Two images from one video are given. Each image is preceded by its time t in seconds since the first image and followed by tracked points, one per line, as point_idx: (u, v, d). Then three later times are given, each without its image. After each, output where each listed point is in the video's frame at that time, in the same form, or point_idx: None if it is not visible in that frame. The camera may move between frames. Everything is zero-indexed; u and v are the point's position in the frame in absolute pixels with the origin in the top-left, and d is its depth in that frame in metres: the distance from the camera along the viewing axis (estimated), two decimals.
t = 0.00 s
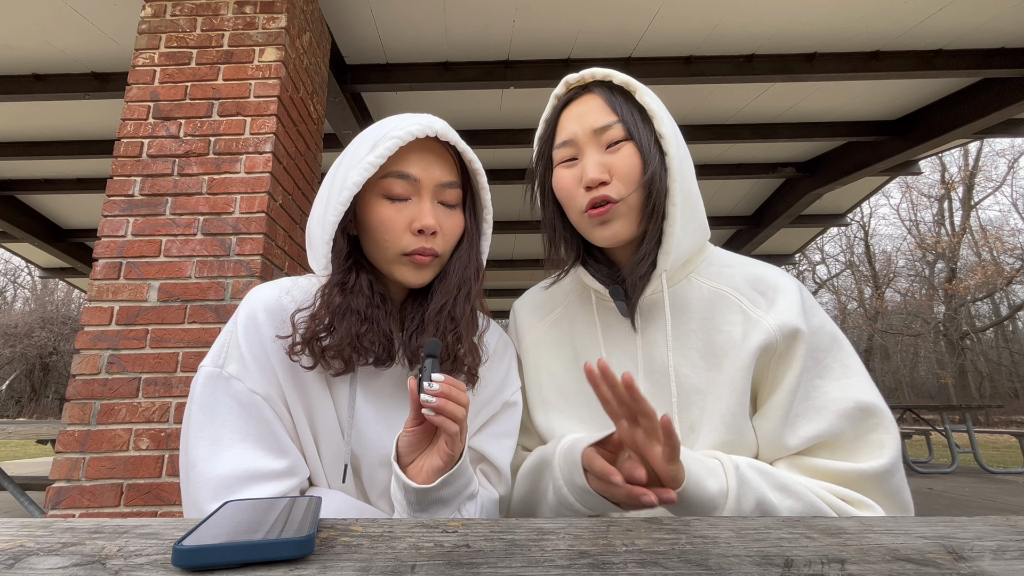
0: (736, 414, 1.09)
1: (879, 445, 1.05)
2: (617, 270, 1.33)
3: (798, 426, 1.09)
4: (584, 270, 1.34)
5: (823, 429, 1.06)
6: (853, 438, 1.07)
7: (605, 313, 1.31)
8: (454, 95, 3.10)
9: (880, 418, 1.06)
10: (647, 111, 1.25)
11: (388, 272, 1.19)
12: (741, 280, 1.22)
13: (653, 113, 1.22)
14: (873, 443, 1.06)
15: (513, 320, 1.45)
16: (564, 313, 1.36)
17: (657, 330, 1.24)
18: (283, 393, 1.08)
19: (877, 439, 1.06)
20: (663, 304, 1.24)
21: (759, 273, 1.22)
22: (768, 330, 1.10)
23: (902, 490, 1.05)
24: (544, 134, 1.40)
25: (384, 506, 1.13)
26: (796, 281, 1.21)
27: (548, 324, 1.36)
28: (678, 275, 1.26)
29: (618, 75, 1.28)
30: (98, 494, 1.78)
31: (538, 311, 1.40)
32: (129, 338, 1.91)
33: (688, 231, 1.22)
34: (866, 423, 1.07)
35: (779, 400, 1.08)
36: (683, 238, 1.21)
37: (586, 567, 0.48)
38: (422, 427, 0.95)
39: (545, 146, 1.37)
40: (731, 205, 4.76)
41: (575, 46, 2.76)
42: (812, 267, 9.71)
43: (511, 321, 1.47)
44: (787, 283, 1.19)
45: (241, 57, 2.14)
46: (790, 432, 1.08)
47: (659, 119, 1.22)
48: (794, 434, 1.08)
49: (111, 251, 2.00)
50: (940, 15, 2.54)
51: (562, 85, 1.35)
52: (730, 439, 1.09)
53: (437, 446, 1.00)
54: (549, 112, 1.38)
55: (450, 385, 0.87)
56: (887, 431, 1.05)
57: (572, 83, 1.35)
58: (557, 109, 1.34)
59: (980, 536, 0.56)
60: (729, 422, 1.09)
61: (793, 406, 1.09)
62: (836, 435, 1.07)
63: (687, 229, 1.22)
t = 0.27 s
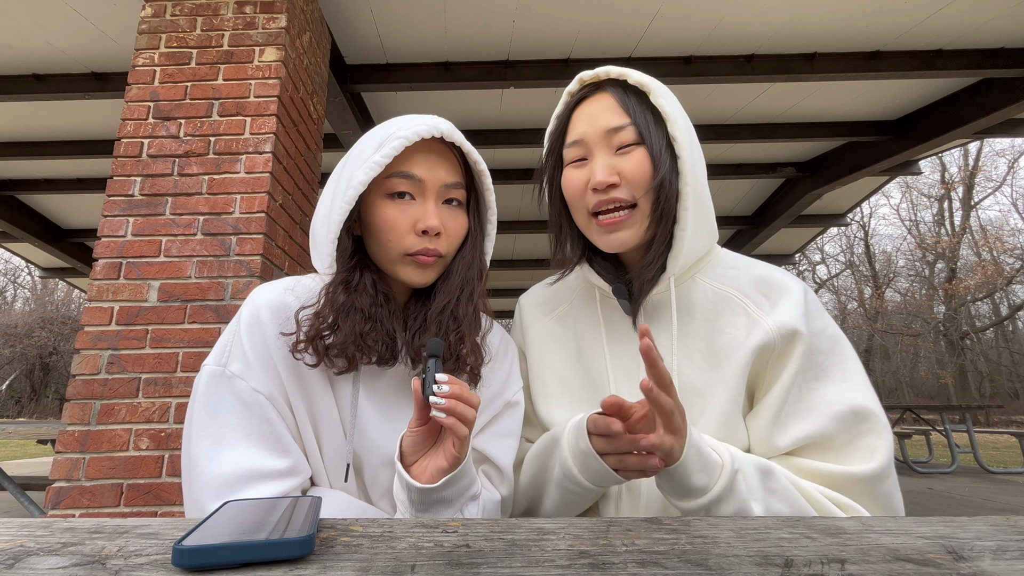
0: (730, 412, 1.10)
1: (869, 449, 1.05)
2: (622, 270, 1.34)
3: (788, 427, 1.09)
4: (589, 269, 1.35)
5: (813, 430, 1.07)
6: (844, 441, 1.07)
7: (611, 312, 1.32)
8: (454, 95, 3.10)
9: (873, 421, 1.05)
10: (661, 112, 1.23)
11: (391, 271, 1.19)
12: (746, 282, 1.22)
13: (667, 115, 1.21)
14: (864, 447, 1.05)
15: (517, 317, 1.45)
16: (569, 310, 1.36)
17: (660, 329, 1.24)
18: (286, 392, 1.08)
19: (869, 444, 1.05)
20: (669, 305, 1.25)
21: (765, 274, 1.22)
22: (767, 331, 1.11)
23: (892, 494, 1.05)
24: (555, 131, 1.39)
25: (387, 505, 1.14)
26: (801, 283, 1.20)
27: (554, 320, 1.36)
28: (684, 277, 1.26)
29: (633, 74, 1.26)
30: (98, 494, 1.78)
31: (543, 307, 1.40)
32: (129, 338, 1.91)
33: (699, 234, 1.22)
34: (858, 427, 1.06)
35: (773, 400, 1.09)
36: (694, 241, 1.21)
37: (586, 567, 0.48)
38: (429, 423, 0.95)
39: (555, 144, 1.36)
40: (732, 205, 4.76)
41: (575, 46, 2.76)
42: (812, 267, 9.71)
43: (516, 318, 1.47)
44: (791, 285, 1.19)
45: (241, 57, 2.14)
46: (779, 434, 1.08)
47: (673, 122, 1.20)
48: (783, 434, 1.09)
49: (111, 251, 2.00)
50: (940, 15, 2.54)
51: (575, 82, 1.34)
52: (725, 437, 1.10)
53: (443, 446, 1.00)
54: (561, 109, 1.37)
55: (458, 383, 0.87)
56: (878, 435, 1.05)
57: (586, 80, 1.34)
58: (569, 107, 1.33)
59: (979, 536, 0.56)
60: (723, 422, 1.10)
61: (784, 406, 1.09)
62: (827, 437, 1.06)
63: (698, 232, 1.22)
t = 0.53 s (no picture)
0: (737, 419, 1.09)
1: (887, 461, 1.04)
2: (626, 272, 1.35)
3: (803, 436, 1.08)
4: (595, 270, 1.36)
5: (825, 440, 1.06)
6: (860, 454, 1.06)
7: (614, 313, 1.32)
8: (454, 95, 3.10)
9: (887, 431, 1.05)
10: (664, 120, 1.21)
11: (390, 272, 1.19)
12: (751, 287, 1.22)
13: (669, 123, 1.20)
14: (881, 458, 1.05)
15: (521, 317, 1.45)
16: (573, 310, 1.36)
17: (665, 333, 1.24)
18: (286, 393, 1.08)
19: (885, 455, 1.05)
20: (674, 309, 1.25)
21: (769, 279, 1.21)
22: (774, 337, 1.10)
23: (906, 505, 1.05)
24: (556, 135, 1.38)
25: (387, 506, 1.14)
26: (807, 288, 1.20)
27: (558, 320, 1.36)
28: (689, 281, 1.26)
29: (634, 80, 1.24)
30: (98, 494, 1.78)
31: (548, 306, 1.39)
32: (129, 338, 1.91)
33: (705, 238, 1.22)
34: (872, 436, 1.06)
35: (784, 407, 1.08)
36: (700, 245, 1.21)
37: (586, 567, 0.48)
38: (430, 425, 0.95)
39: (557, 149, 1.36)
40: (732, 205, 4.75)
41: (575, 46, 2.76)
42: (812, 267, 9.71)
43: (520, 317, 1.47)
44: (798, 291, 1.18)
45: (241, 58, 2.14)
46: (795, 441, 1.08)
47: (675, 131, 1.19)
48: (798, 443, 1.08)
49: (111, 251, 2.00)
50: (940, 16, 2.54)
51: (577, 86, 1.34)
52: (733, 445, 1.09)
53: (445, 446, 1.00)
54: (562, 112, 1.36)
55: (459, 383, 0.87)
56: (895, 446, 1.05)
57: (587, 83, 1.33)
58: (569, 112, 1.32)
59: (979, 536, 0.56)
60: (730, 428, 1.09)
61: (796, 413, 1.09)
62: (841, 448, 1.06)
63: (705, 237, 1.22)
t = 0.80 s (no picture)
0: (735, 424, 1.09)
1: (891, 466, 1.05)
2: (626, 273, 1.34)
3: (803, 439, 1.08)
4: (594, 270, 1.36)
5: (827, 444, 1.06)
6: (863, 459, 1.07)
7: (613, 314, 1.32)
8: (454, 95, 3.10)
9: (890, 435, 1.06)
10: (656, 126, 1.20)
11: (386, 273, 1.19)
12: (749, 289, 1.21)
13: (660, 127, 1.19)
14: (885, 464, 1.06)
15: (524, 313, 1.45)
16: (576, 309, 1.36)
17: (664, 334, 1.25)
18: (283, 393, 1.08)
19: (889, 459, 1.05)
20: (674, 311, 1.25)
21: (767, 280, 1.21)
22: (770, 341, 1.10)
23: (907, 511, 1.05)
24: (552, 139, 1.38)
25: (386, 506, 1.14)
26: (807, 290, 1.19)
27: (559, 318, 1.36)
28: (688, 282, 1.27)
29: (623, 86, 1.23)
30: (98, 494, 1.78)
31: (550, 304, 1.40)
32: (129, 338, 1.91)
33: (704, 241, 1.22)
34: (874, 440, 1.06)
35: (782, 411, 1.08)
36: (700, 249, 1.22)
37: (586, 567, 0.48)
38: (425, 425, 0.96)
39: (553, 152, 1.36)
40: (732, 205, 4.76)
41: (575, 47, 2.76)
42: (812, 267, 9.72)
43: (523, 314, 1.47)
44: (798, 292, 1.18)
45: (241, 57, 2.14)
46: (794, 445, 1.08)
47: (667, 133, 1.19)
48: (797, 447, 1.08)
49: (111, 251, 2.00)
50: (940, 16, 2.54)
51: (571, 91, 1.34)
52: (733, 450, 1.10)
53: (440, 446, 1.00)
54: (557, 116, 1.36)
55: (455, 384, 0.86)
56: (898, 451, 1.05)
57: (581, 89, 1.33)
58: (563, 116, 1.32)
59: (979, 536, 0.56)
60: (724, 430, 1.09)
61: (797, 417, 1.08)
62: (843, 453, 1.06)
63: (704, 240, 1.22)
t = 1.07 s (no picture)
0: (735, 425, 1.09)
1: (891, 467, 1.04)
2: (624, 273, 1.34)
3: (803, 440, 1.08)
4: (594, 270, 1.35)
5: (826, 445, 1.06)
6: (863, 460, 1.06)
7: (611, 314, 1.32)
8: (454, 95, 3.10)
9: (890, 436, 1.06)
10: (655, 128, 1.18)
11: (386, 274, 1.19)
12: (749, 289, 1.21)
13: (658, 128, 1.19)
14: (885, 464, 1.05)
15: (524, 312, 1.46)
16: (575, 308, 1.37)
17: (663, 334, 1.25)
18: (283, 393, 1.08)
19: (889, 460, 1.05)
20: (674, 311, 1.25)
21: (768, 281, 1.21)
22: (768, 342, 1.10)
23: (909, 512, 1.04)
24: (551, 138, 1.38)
25: (384, 506, 1.14)
26: (808, 290, 1.20)
27: (559, 317, 1.37)
28: (688, 283, 1.27)
29: (623, 88, 1.21)
30: (98, 494, 1.78)
31: (549, 304, 1.41)
32: (129, 338, 1.91)
33: (704, 242, 1.22)
34: (874, 441, 1.06)
35: (781, 412, 1.08)
36: (701, 250, 1.22)
37: (585, 567, 0.48)
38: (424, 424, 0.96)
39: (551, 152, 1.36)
40: (732, 205, 4.75)
41: (575, 47, 2.76)
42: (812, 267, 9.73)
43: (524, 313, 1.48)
44: (798, 292, 1.18)
45: (241, 57, 2.14)
46: (793, 446, 1.08)
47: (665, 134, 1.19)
48: (797, 447, 1.08)
49: (111, 251, 2.00)
50: (940, 16, 2.55)
51: (570, 91, 1.34)
52: (732, 451, 1.10)
53: (439, 445, 1.01)
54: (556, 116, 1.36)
55: (453, 383, 0.86)
56: (898, 451, 1.05)
57: (580, 89, 1.33)
58: (562, 117, 1.32)
59: (979, 536, 0.56)
60: (725, 432, 1.09)
61: (796, 417, 1.09)
62: (843, 454, 1.06)
63: (704, 241, 1.22)
